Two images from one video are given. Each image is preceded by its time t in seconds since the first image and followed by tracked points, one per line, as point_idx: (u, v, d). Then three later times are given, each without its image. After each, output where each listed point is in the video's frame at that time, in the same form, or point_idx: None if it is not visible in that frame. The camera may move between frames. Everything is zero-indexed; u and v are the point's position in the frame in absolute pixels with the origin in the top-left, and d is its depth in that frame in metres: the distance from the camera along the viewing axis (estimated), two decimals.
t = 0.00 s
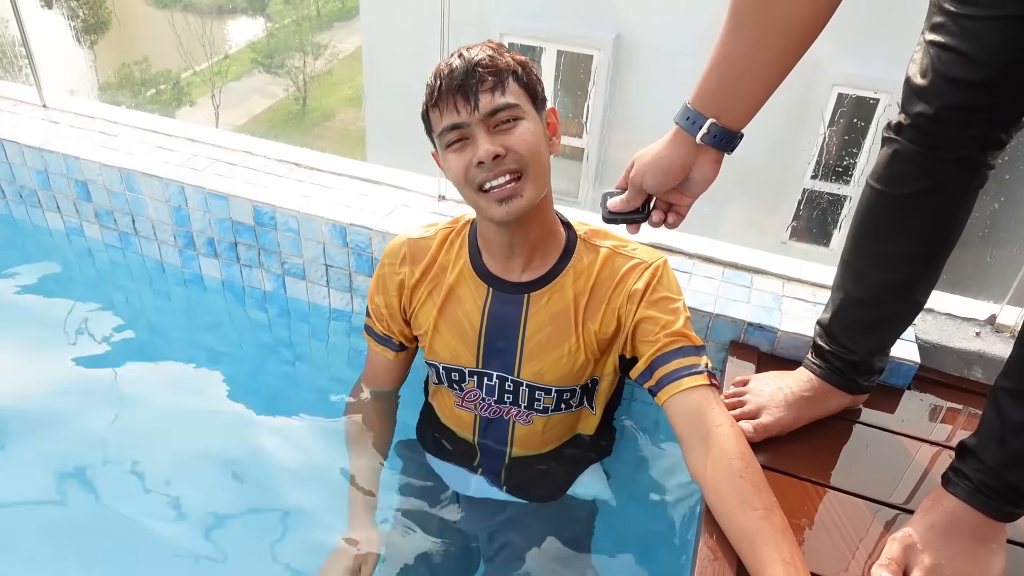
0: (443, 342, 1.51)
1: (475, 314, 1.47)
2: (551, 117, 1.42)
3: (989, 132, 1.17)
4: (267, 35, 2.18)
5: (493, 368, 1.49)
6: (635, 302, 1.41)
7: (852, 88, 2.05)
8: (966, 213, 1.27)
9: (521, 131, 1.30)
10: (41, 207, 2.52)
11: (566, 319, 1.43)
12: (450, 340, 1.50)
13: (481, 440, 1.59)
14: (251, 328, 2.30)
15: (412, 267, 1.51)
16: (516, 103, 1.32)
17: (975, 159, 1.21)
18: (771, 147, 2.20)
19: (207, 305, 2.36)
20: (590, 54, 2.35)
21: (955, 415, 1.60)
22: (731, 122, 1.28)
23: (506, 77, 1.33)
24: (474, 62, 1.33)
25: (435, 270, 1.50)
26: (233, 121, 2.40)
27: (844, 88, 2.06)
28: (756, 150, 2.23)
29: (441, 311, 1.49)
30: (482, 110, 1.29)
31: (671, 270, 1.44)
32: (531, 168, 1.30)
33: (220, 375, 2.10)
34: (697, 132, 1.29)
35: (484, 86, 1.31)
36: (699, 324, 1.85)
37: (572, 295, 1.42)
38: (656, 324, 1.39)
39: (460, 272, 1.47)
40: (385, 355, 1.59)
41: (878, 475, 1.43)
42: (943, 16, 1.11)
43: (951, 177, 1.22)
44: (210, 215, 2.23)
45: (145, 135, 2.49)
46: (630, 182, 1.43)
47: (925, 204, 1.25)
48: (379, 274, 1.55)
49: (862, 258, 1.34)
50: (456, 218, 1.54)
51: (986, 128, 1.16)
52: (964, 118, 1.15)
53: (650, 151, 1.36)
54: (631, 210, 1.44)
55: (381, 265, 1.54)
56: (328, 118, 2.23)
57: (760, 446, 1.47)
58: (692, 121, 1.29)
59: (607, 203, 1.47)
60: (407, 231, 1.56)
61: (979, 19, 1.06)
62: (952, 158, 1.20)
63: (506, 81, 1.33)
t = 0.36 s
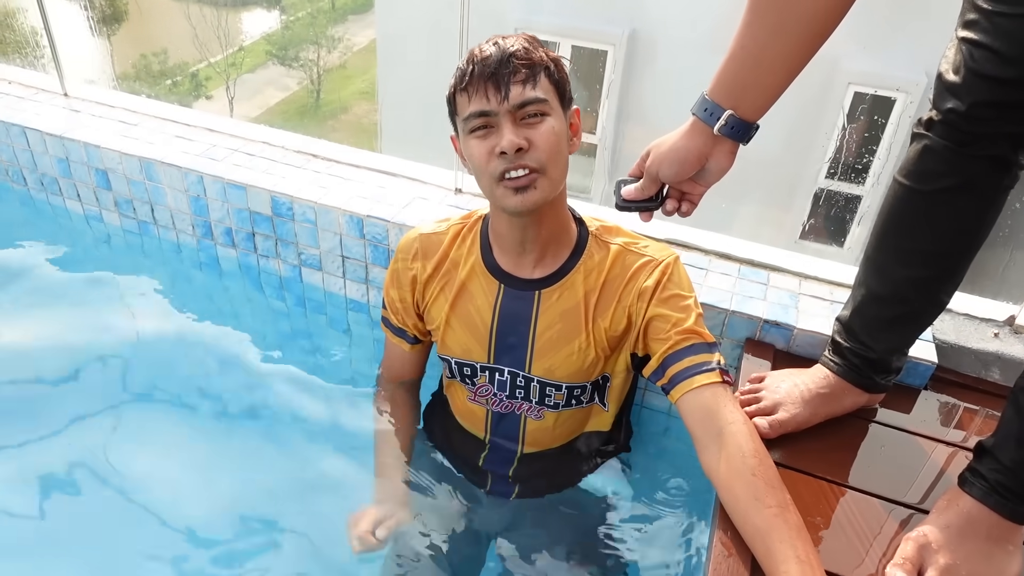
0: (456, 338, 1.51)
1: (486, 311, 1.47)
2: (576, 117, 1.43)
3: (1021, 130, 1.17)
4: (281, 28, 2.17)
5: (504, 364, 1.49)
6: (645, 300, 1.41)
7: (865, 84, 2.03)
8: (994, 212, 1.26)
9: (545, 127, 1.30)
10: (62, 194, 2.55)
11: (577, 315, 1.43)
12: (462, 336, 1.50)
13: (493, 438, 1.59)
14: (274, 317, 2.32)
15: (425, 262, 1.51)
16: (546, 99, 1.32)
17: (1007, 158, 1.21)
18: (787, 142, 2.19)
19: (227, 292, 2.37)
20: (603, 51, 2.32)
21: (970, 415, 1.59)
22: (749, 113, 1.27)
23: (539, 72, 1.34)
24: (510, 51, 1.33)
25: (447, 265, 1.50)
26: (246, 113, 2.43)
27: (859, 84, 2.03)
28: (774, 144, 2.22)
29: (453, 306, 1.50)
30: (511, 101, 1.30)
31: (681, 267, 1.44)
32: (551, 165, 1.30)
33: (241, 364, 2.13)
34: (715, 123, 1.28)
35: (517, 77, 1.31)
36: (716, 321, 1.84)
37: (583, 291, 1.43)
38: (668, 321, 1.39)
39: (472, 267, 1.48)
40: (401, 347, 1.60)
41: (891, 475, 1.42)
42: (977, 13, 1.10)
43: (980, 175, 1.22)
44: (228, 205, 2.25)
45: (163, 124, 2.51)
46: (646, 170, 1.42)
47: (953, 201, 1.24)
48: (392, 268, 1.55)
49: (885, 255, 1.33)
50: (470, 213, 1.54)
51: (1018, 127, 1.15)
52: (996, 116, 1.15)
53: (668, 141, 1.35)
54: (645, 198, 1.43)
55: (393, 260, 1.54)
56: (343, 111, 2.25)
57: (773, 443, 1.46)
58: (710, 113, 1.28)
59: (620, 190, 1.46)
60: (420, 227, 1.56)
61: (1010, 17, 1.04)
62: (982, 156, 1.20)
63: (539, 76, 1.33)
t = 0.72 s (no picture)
0: (482, 354, 1.52)
1: (512, 325, 1.47)
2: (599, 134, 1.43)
3: None
4: (293, 35, 2.19)
5: (532, 379, 1.50)
6: (671, 310, 1.40)
7: (881, 90, 2.06)
8: (1017, 222, 1.25)
9: (567, 144, 1.30)
10: (83, 207, 2.58)
11: (603, 326, 1.43)
12: (489, 352, 1.51)
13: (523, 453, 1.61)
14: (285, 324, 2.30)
15: (449, 279, 1.52)
16: (569, 116, 1.32)
17: None
18: (799, 145, 2.16)
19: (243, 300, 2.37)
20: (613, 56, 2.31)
21: (993, 426, 1.58)
22: (771, 126, 1.28)
23: (563, 88, 1.34)
24: (535, 67, 1.34)
25: (471, 281, 1.50)
26: (258, 120, 2.43)
27: (872, 89, 2.06)
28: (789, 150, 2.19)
29: (478, 322, 1.50)
30: (534, 116, 1.30)
31: (706, 275, 1.43)
32: (571, 182, 1.30)
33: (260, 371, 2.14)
34: (736, 136, 1.28)
35: (540, 94, 1.31)
36: (733, 331, 1.84)
37: (608, 303, 1.43)
38: (693, 331, 1.38)
39: (496, 284, 1.48)
40: (426, 365, 1.61)
41: (913, 486, 1.42)
42: (999, 24, 1.10)
43: (1001, 185, 1.21)
44: (246, 216, 2.27)
45: (182, 136, 2.53)
46: (666, 184, 1.43)
47: (974, 212, 1.24)
48: (415, 285, 1.57)
49: (906, 265, 1.32)
50: (492, 228, 1.54)
51: None
52: (1018, 127, 1.14)
53: (688, 154, 1.35)
54: (665, 211, 1.42)
55: (416, 279, 1.56)
56: (353, 119, 2.26)
57: (796, 454, 1.46)
58: (731, 126, 1.28)
59: (640, 204, 1.46)
60: (441, 244, 1.57)
61: None
62: (1004, 166, 1.19)
63: (563, 93, 1.33)
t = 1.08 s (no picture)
0: (483, 368, 1.53)
1: (513, 340, 1.48)
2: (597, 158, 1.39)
3: None
4: (293, 52, 2.22)
5: (532, 395, 1.51)
6: (670, 327, 1.41)
7: (881, 95, 2.06)
8: (1009, 236, 1.26)
9: (550, 184, 1.29)
10: (86, 232, 2.59)
11: (602, 344, 1.44)
12: (490, 366, 1.52)
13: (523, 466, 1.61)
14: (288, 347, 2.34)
15: (452, 287, 1.52)
16: (554, 153, 1.30)
17: (1018, 184, 1.20)
18: (795, 157, 2.25)
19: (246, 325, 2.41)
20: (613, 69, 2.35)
21: (998, 437, 1.57)
22: (764, 139, 1.28)
23: (549, 123, 1.30)
24: (521, 103, 1.31)
25: (473, 292, 1.51)
26: (261, 136, 2.41)
27: (871, 95, 2.08)
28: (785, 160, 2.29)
29: (480, 335, 1.51)
30: (516, 158, 1.29)
31: (706, 291, 1.44)
32: (553, 221, 1.30)
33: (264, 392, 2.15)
34: (730, 150, 1.29)
35: (524, 132, 1.29)
36: (734, 346, 1.84)
37: (607, 320, 1.43)
38: (693, 348, 1.39)
39: (497, 297, 1.49)
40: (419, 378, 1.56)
41: (919, 499, 1.41)
42: (984, 39, 1.10)
43: (991, 201, 1.21)
44: (248, 238, 2.28)
45: (185, 160, 2.55)
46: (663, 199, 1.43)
47: (966, 227, 1.24)
48: (414, 291, 1.56)
49: (902, 282, 1.33)
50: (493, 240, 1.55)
51: None
52: (1005, 143, 1.14)
53: (685, 168, 1.36)
54: (663, 225, 1.44)
55: (418, 284, 1.55)
56: (353, 134, 2.26)
57: (800, 469, 1.46)
58: (724, 140, 1.29)
59: (639, 219, 1.47)
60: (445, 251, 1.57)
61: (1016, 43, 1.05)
62: (992, 182, 1.20)
63: (550, 128, 1.30)
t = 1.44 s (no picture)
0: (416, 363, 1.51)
1: (433, 340, 1.44)
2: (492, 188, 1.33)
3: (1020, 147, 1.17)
4: (290, 45, 2.24)
5: (456, 395, 1.48)
6: (575, 338, 1.34)
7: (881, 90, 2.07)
8: (998, 226, 1.27)
9: (454, 229, 1.22)
10: (83, 222, 2.59)
11: (505, 349, 1.38)
12: (419, 362, 1.49)
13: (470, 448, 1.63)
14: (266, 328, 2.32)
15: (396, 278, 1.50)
16: (457, 197, 1.22)
17: (1006, 174, 1.21)
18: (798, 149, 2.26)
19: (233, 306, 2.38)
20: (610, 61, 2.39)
21: (988, 426, 1.59)
22: (735, 143, 1.29)
23: (446, 168, 1.22)
24: (411, 151, 1.20)
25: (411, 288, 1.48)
26: (257, 129, 2.44)
27: (871, 89, 2.08)
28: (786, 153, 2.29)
29: (412, 331, 1.48)
30: (419, 210, 1.20)
31: (609, 296, 1.36)
32: (462, 263, 1.24)
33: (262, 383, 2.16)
34: (700, 155, 1.30)
35: (422, 181, 1.19)
36: (728, 336, 1.85)
37: (508, 328, 1.37)
38: (614, 360, 1.32)
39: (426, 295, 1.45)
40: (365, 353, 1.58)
41: (908, 486, 1.43)
42: (972, 31, 1.12)
43: (980, 192, 1.22)
44: (245, 229, 2.28)
45: (181, 151, 2.53)
46: (632, 204, 1.44)
47: (956, 218, 1.25)
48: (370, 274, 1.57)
49: (892, 272, 1.34)
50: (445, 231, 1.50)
51: (1016, 143, 1.16)
52: (993, 134, 1.15)
53: (656, 172, 1.36)
54: (632, 231, 1.43)
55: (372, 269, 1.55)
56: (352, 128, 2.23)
57: (790, 458, 1.47)
58: (695, 144, 1.30)
59: (607, 224, 1.47)
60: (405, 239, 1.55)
61: (1005, 35, 1.06)
62: (981, 173, 1.21)
63: (449, 173, 1.22)
